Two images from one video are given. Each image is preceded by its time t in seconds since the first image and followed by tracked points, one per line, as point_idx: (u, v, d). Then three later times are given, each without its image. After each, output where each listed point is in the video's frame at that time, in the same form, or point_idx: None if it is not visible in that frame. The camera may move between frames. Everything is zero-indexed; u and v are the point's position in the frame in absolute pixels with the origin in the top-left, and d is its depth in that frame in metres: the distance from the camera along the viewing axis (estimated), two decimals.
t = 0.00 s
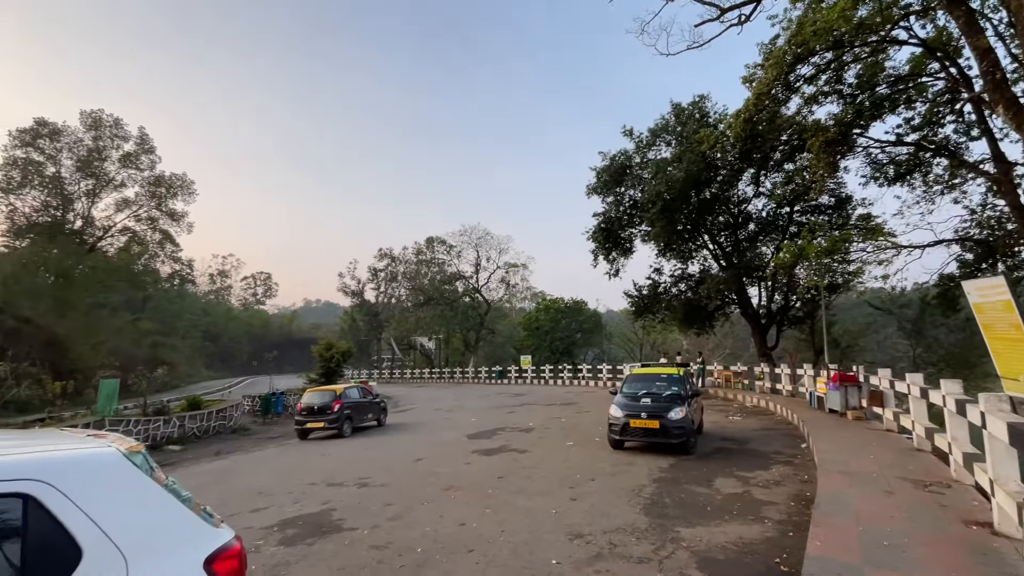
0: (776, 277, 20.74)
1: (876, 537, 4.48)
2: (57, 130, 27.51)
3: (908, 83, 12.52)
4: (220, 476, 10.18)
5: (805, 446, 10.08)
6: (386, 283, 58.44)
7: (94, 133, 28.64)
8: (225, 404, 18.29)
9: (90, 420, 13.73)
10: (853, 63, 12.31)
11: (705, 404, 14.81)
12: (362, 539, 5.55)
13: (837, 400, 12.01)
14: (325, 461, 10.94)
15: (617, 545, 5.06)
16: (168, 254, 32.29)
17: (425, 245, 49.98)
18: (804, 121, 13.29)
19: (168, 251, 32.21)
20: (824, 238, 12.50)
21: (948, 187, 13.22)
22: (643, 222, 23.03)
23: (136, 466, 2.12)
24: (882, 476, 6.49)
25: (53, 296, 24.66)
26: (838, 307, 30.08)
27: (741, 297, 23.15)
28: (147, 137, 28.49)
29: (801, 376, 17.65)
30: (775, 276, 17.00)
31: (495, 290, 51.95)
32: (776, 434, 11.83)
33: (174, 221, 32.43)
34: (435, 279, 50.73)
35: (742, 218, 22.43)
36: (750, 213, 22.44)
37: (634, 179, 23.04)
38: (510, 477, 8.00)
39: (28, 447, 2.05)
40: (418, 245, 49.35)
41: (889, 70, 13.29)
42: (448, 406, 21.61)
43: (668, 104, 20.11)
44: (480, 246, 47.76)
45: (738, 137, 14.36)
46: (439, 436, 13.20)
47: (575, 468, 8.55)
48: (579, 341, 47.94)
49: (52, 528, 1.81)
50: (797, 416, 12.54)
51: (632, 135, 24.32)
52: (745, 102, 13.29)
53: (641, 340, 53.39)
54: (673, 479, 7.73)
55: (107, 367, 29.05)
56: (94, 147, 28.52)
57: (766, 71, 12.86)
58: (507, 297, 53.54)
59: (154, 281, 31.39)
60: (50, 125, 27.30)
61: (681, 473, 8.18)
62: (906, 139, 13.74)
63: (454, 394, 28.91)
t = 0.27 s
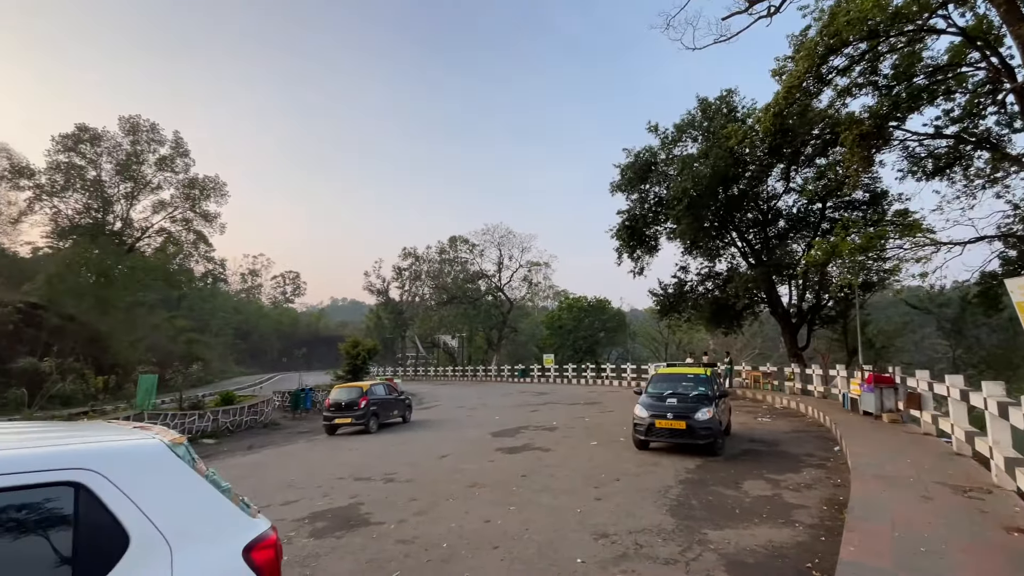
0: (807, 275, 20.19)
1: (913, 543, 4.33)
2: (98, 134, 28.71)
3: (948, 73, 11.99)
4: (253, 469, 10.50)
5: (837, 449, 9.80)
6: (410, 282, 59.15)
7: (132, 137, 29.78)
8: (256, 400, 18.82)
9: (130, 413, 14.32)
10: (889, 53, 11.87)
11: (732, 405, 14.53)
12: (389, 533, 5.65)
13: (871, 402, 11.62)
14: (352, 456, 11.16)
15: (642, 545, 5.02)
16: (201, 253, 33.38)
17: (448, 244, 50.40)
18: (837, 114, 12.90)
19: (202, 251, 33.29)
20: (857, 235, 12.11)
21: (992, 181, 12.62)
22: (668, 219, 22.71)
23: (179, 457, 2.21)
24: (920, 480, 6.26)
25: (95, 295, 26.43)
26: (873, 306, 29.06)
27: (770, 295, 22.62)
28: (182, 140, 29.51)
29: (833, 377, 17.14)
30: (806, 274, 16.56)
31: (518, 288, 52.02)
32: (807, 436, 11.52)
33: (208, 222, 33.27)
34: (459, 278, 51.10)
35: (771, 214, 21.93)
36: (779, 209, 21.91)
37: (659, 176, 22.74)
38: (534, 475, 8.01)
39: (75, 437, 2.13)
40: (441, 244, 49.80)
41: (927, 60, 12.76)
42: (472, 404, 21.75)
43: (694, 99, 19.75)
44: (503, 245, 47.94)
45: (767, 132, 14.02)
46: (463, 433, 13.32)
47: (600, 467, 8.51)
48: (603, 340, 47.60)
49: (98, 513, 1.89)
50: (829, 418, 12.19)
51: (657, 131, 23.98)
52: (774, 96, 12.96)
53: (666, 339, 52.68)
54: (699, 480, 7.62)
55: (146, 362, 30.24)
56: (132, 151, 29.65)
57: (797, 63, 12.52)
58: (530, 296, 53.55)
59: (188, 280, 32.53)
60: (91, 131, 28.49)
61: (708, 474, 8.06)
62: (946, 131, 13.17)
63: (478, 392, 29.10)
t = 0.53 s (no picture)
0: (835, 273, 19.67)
1: (950, 550, 4.18)
2: (131, 140, 29.68)
3: (985, 62, 11.51)
4: (279, 464, 10.73)
5: (868, 452, 9.51)
6: (430, 281, 59.61)
7: (162, 142, 30.67)
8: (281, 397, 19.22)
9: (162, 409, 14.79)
10: (921, 43, 11.46)
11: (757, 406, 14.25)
12: (412, 530, 5.70)
13: (903, 403, 11.26)
14: (375, 453, 11.31)
15: (666, 547, 4.96)
16: (228, 254, 34.22)
17: (468, 243, 50.65)
18: (866, 107, 12.51)
19: (229, 252, 34.07)
20: (888, 231, 11.73)
21: None
22: (690, 217, 22.40)
23: (211, 451, 2.28)
24: (957, 485, 6.03)
25: (129, 294, 27.88)
26: (905, 305, 28.13)
27: (797, 294, 22.12)
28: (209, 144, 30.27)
29: (863, 379, 16.65)
30: (835, 272, 16.13)
31: (537, 287, 51.97)
32: (836, 438, 11.22)
33: (234, 224, 33.95)
34: (478, 277, 51.30)
35: (798, 211, 21.47)
36: (806, 206, 21.42)
37: (681, 173, 22.43)
38: (555, 475, 8.00)
39: (113, 432, 2.20)
40: (461, 244, 50.08)
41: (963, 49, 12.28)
42: (492, 403, 21.81)
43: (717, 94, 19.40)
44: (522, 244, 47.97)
45: (793, 127, 13.71)
46: (484, 432, 13.37)
47: (622, 467, 8.44)
48: (623, 339, 47.20)
49: (136, 506, 1.95)
50: (859, 420, 11.85)
51: (679, 127, 23.65)
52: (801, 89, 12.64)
53: (688, 339, 51.91)
54: (724, 482, 7.50)
55: (176, 360, 31.20)
56: (162, 156, 30.56)
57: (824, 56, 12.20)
58: (549, 295, 53.45)
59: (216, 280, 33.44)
60: (124, 136, 29.46)
61: (733, 476, 7.91)
62: (983, 124, 12.66)
63: (498, 391, 29.19)
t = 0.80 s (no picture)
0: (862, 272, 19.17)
1: (984, 556, 4.04)
2: (158, 146, 30.51)
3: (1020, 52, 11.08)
4: (301, 462, 10.92)
5: (896, 455, 9.25)
6: (448, 282, 59.94)
7: (188, 147, 31.45)
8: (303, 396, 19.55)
9: (189, 408, 15.18)
10: (951, 34, 11.09)
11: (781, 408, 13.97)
12: (432, 529, 5.74)
13: (934, 406, 10.92)
14: (394, 452, 11.41)
15: (687, 550, 4.89)
16: (251, 256, 34.93)
17: (485, 244, 50.81)
18: (893, 101, 12.17)
19: (252, 254, 34.73)
20: (917, 228, 11.37)
21: None
22: (710, 215, 22.09)
23: (238, 450, 2.32)
24: (991, 490, 5.82)
25: (157, 296, 28.95)
26: (935, 304, 27.29)
27: (821, 292, 21.65)
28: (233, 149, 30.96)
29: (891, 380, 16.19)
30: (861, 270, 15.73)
31: (554, 287, 51.86)
32: (863, 441, 10.94)
33: (257, 227, 34.41)
34: (495, 278, 51.42)
35: (822, 208, 21.04)
36: (831, 203, 20.96)
37: (701, 171, 22.13)
38: (574, 476, 7.96)
39: (144, 430, 2.25)
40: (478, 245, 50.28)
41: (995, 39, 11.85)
42: (510, 403, 21.81)
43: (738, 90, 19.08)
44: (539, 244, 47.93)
45: (817, 122, 13.40)
46: (502, 432, 13.38)
47: (641, 469, 8.35)
48: (642, 340, 46.78)
49: (166, 502, 2.00)
50: (887, 423, 11.52)
51: (698, 124, 23.33)
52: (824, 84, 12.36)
53: (708, 339, 51.19)
54: (746, 485, 7.37)
55: (202, 360, 31.96)
56: (188, 161, 31.34)
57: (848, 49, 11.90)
58: (566, 295, 53.28)
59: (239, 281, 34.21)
60: (151, 142, 30.30)
61: (755, 479, 7.77)
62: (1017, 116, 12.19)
63: (516, 391, 29.20)
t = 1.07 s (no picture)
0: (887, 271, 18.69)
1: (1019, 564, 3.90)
2: (181, 152, 31.30)
3: None
4: (322, 463, 11.08)
5: (925, 459, 8.99)
6: (464, 284, 60.19)
7: (210, 153, 32.19)
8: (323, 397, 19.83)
9: (212, 408, 15.52)
10: (979, 25, 10.74)
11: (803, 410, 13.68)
12: (450, 529, 5.77)
13: (964, 408, 10.58)
14: (412, 453, 11.49)
15: (708, 554, 4.83)
16: (272, 260, 35.57)
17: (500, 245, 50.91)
18: (918, 95, 11.84)
19: (272, 257, 35.36)
20: (945, 225, 11.02)
21: None
22: (729, 214, 21.79)
23: (263, 449, 2.37)
24: None
25: (181, 299, 29.87)
26: (964, 303, 26.44)
27: (844, 292, 21.18)
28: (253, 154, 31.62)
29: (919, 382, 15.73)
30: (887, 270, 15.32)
31: (570, 289, 51.71)
32: (890, 444, 10.65)
33: (278, 231, 35.16)
34: (511, 279, 51.48)
35: (844, 206, 20.61)
36: (854, 200, 20.52)
37: (719, 169, 21.84)
38: (592, 478, 7.92)
39: (170, 431, 2.30)
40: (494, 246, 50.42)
41: None
42: (527, 405, 21.80)
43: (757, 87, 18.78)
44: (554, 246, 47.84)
45: (838, 118, 13.13)
46: (519, 433, 13.38)
47: (661, 472, 8.26)
48: (660, 341, 46.32)
49: (195, 500, 2.05)
50: (915, 426, 11.21)
51: (716, 122, 23.03)
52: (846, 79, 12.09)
53: (727, 340, 50.46)
54: (769, 489, 7.24)
55: (225, 361, 32.69)
56: (210, 167, 32.08)
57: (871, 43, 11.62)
58: (582, 296, 53.09)
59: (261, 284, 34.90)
60: (175, 149, 31.09)
61: (778, 483, 7.63)
62: None
63: (532, 393, 29.17)
